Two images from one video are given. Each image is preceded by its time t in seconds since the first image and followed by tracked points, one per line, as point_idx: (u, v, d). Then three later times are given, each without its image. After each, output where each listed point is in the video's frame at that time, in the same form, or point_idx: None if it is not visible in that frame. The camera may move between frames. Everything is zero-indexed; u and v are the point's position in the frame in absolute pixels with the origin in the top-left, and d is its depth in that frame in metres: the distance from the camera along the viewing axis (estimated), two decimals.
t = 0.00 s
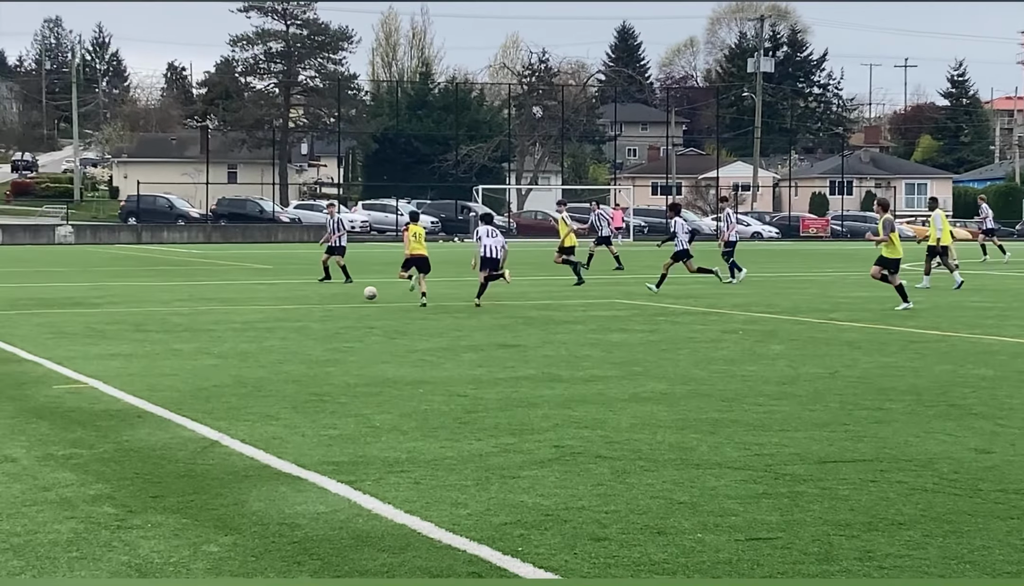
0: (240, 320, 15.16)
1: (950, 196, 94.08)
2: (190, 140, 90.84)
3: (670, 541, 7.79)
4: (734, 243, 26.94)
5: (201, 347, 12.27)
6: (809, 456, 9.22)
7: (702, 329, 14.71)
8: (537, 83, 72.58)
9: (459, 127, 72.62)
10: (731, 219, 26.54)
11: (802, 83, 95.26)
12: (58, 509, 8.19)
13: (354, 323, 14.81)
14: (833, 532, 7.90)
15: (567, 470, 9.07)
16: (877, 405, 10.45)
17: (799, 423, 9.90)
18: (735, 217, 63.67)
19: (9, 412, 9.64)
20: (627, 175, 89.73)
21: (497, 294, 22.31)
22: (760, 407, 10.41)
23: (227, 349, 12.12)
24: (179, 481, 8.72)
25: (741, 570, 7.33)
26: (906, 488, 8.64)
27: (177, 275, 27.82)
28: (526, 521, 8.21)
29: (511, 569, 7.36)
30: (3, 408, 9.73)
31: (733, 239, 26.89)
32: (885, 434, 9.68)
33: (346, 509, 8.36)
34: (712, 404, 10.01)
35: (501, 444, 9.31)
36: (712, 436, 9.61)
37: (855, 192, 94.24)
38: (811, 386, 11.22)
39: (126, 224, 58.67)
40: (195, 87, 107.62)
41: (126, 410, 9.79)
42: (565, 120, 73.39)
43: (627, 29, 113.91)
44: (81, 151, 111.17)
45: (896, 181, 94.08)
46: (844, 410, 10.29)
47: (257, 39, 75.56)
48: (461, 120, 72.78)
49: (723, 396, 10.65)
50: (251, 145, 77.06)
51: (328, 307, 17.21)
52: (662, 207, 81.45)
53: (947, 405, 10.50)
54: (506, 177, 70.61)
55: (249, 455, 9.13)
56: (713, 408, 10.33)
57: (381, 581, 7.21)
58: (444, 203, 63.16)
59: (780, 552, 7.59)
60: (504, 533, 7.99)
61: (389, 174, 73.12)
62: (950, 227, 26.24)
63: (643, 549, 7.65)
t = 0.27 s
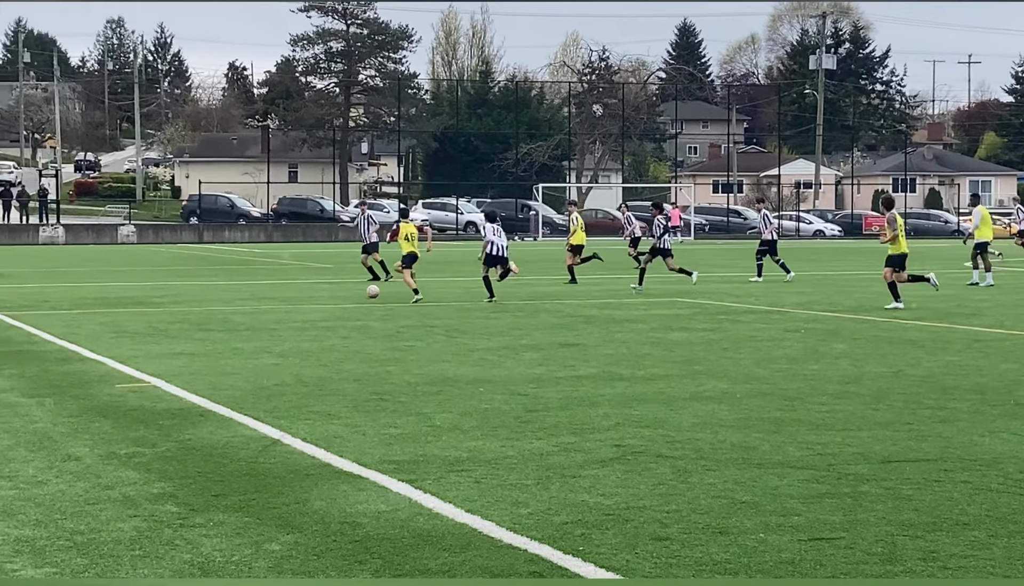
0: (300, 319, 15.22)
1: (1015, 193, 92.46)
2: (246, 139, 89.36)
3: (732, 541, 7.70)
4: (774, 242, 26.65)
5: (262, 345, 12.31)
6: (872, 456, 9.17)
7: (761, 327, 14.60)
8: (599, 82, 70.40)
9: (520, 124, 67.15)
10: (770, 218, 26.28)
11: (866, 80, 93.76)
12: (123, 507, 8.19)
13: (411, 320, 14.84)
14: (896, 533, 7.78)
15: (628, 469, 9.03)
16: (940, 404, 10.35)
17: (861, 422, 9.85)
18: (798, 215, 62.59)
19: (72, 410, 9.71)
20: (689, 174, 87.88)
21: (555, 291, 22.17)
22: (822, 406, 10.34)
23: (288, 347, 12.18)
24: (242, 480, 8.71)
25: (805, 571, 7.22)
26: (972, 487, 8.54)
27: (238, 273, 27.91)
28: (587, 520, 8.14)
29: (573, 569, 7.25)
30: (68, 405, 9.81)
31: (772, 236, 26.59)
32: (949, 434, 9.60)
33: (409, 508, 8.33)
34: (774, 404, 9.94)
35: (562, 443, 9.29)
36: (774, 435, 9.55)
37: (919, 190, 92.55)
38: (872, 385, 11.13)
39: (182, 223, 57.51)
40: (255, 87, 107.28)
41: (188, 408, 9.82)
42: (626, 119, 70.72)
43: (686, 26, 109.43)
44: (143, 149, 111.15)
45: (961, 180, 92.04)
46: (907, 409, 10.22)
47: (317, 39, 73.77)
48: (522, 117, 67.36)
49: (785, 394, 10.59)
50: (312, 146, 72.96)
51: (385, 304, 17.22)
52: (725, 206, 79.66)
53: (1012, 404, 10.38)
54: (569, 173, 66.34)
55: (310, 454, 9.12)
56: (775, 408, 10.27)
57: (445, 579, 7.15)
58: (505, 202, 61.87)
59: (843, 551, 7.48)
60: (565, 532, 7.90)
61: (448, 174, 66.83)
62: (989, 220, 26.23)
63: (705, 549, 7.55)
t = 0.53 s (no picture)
0: (353, 319, 15.25)
1: None
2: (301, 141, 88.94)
3: (788, 542, 7.57)
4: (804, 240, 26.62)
5: (316, 346, 12.34)
6: (928, 457, 9.09)
7: (815, 327, 14.48)
8: (652, 81, 68.93)
9: (573, 125, 68.14)
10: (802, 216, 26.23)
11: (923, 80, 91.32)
12: (174, 507, 8.14)
13: (464, 320, 14.85)
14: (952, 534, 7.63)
15: (682, 470, 8.94)
16: (998, 405, 10.24)
17: (917, 424, 9.76)
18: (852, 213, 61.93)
19: (128, 411, 9.75)
20: (742, 174, 86.57)
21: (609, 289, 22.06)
22: (877, 407, 10.25)
23: (342, 348, 12.18)
24: (296, 480, 8.66)
25: (861, 571, 7.08)
26: None
27: (293, 274, 28.05)
28: (640, 520, 8.04)
29: (627, 569, 7.13)
30: (123, 406, 9.85)
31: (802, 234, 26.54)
32: (1006, 435, 9.50)
33: (464, 508, 8.24)
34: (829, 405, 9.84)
35: (615, 443, 9.22)
36: (829, 436, 9.47)
37: (975, 189, 91.27)
38: (928, 386, 11.02)
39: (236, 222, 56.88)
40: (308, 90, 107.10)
41: (244, 408, 9.83)
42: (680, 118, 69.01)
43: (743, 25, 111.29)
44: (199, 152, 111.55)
45: (1018, 180, 90.28)
46: (963, 410, 10.14)
47: (372, 40, 71.72)
48: (574, 118, 68.22)
49: (840, 396, 10.50)
50: (366, 147, 71.40)
51: (437, 305, 17.24)
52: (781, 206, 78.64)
53: None
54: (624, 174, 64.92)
55: (364, 454, 9.08)
56: (830, 409, 10.17)
57: (500, 578, 7.06)
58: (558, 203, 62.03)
59: (899, 552, 7.35)
60: (619, 533, 7.77)
61: (502, 173, 69.85)
62: None
63: (759, 549, 7.44)
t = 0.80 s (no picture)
0: (401, 320, 15.25)
1: None
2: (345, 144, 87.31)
3: (838, 545, 7.43)
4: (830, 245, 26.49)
5: (365, 348, 12.33)
6: (980, 459, 8.94)
7: (866, 329, 14.30)
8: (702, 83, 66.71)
9: (623, 128, 67.04)
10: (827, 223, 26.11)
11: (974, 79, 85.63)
12: (219, 508, 8.08)
13: (512, 322, 14.80)
14: (1003, 537, 7.50)
15: (731, 472, 8.78)
16: None
17: (968, 427, 9.59)
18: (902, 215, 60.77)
19: (178, 413, 9.77)
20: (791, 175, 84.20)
21: (658, 289, 21.86)
22: (929, 411, 10.08)
23: (389, 350, 12.06)
24: (345, 482, 8.58)
25: (910, 575, 6.94)
26: None
27: (342, 276, 28.06)
28: (689, 523, 7.90)
29: (676, 572, 7.00)
30: (174, 409, 9.86)
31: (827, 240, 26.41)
32: None
33: (512, 510, 8.11)
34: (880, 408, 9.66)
35: (663, 446, 9.07)
36: (879, 439, 9.32)
37: None
38: (981, 387, 10.84)
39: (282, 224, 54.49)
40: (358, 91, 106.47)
41: (293, 411, 9.81)
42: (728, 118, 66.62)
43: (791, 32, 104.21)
44: (250, 155, 111.49)
45: None
46: (1016, 413, 9.97)
47: (420, 43, 70.23)
48: (624, 121, 67.31)
49: (891, 398, 10.34)
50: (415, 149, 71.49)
51: (484, 306, 17.20)
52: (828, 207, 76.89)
53: None
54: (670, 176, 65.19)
55: (411, 456, 8.99)
56: (879, 411, 10.00)
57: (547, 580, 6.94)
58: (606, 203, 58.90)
59: (951, 556, 7.22)
60: (667, 535, 7.63)
61: (549, 178, 66.75)
62: None
63: (810, 552, 7.30)
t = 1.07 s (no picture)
0: (446, 324, 15.28)
1: None
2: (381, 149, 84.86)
3: (884, 549, 7.35)
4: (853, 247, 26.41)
5: (410, 352, 12.35)
6: None
7: (914, 333, 14.15)
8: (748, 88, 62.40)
9: (667, 132, 62.02)
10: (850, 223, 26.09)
11: None
12: (263, 511, 8.08)
13: (556, 326, 14.78)
14: None
15: (777, 476, 8.70)
16: None
17: (1015, 432, 9.46)
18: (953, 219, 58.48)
19: (226, 416, 9.83)
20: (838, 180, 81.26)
21: (704, 293, 21.64)
22: (976, 415, 9.95)
23: (433, 355, 12.05)
24: (389, 486, 8.57)
25: (959, 580, 6.86)
26: None
27: (387, 280, 28.03)
28: (734, 528, 7.84)
29: (721, 575, 6.93)
30: (221, 413, 9.92)
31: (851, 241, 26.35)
32: None
33: (557, 514, 8.07)
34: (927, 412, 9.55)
35: (708, 451, 9.01)
36: (925, 444, 9.20)
37: None
38: None
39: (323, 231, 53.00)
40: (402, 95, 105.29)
41: (339, 415, 9.83)
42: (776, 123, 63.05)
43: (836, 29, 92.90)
44: (295, 160, 110.78)
45: None
46: None
47: (466, 47, 66.50)
48: (669, 124, 62.17)
49: (937, 402, 10.23)
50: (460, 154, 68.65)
51: (528, 310, 17.19)
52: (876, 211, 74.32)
53: None
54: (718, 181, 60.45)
55: (456, 460, 8.97)
56: (926, 415, 9.88)
57: None
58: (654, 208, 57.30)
59: (998, 561, 7.14)
60: (713, 539, 7.57)
61: (595, 183, 59.91)
62: None
63: (855, 556, 7.23)
